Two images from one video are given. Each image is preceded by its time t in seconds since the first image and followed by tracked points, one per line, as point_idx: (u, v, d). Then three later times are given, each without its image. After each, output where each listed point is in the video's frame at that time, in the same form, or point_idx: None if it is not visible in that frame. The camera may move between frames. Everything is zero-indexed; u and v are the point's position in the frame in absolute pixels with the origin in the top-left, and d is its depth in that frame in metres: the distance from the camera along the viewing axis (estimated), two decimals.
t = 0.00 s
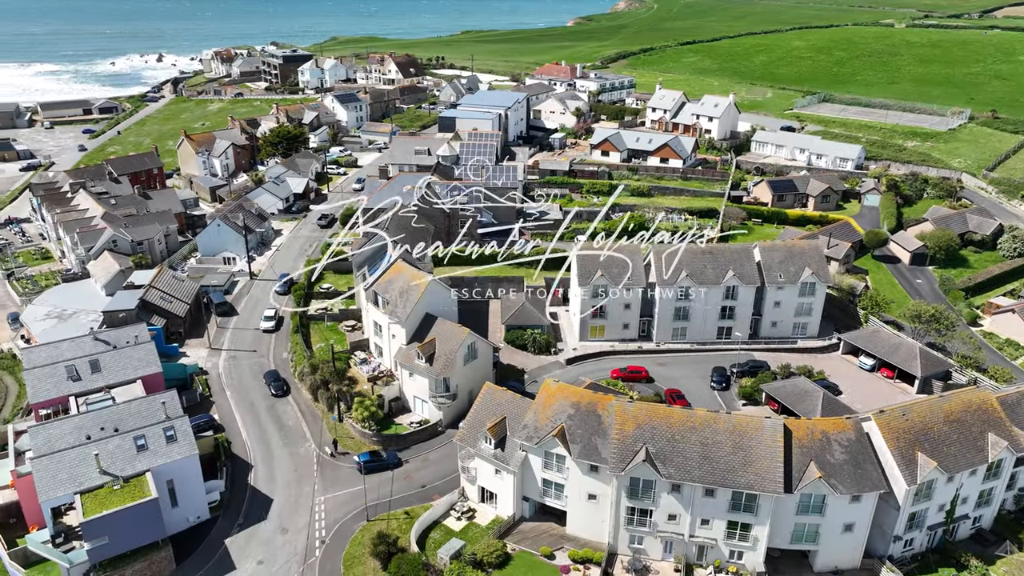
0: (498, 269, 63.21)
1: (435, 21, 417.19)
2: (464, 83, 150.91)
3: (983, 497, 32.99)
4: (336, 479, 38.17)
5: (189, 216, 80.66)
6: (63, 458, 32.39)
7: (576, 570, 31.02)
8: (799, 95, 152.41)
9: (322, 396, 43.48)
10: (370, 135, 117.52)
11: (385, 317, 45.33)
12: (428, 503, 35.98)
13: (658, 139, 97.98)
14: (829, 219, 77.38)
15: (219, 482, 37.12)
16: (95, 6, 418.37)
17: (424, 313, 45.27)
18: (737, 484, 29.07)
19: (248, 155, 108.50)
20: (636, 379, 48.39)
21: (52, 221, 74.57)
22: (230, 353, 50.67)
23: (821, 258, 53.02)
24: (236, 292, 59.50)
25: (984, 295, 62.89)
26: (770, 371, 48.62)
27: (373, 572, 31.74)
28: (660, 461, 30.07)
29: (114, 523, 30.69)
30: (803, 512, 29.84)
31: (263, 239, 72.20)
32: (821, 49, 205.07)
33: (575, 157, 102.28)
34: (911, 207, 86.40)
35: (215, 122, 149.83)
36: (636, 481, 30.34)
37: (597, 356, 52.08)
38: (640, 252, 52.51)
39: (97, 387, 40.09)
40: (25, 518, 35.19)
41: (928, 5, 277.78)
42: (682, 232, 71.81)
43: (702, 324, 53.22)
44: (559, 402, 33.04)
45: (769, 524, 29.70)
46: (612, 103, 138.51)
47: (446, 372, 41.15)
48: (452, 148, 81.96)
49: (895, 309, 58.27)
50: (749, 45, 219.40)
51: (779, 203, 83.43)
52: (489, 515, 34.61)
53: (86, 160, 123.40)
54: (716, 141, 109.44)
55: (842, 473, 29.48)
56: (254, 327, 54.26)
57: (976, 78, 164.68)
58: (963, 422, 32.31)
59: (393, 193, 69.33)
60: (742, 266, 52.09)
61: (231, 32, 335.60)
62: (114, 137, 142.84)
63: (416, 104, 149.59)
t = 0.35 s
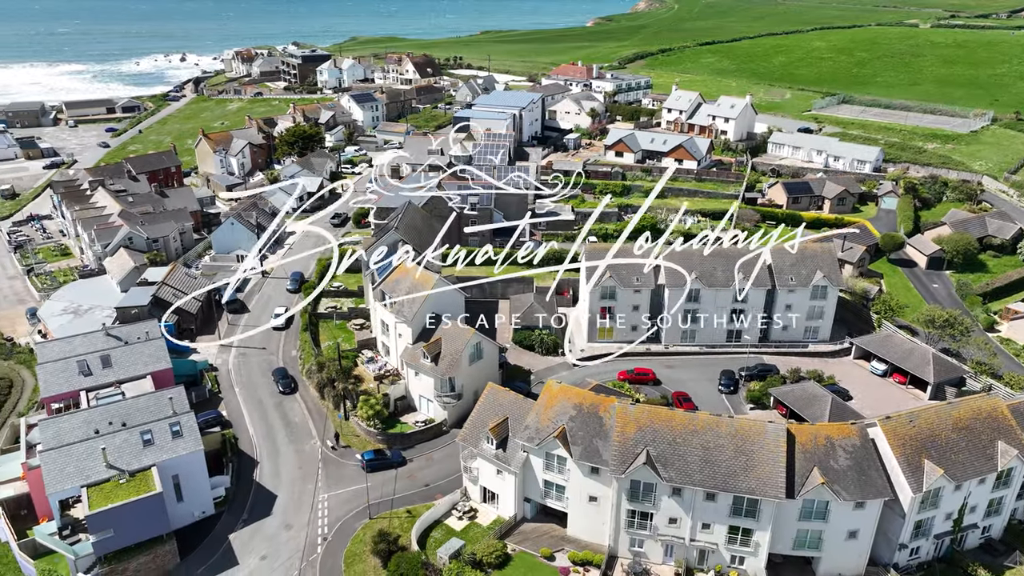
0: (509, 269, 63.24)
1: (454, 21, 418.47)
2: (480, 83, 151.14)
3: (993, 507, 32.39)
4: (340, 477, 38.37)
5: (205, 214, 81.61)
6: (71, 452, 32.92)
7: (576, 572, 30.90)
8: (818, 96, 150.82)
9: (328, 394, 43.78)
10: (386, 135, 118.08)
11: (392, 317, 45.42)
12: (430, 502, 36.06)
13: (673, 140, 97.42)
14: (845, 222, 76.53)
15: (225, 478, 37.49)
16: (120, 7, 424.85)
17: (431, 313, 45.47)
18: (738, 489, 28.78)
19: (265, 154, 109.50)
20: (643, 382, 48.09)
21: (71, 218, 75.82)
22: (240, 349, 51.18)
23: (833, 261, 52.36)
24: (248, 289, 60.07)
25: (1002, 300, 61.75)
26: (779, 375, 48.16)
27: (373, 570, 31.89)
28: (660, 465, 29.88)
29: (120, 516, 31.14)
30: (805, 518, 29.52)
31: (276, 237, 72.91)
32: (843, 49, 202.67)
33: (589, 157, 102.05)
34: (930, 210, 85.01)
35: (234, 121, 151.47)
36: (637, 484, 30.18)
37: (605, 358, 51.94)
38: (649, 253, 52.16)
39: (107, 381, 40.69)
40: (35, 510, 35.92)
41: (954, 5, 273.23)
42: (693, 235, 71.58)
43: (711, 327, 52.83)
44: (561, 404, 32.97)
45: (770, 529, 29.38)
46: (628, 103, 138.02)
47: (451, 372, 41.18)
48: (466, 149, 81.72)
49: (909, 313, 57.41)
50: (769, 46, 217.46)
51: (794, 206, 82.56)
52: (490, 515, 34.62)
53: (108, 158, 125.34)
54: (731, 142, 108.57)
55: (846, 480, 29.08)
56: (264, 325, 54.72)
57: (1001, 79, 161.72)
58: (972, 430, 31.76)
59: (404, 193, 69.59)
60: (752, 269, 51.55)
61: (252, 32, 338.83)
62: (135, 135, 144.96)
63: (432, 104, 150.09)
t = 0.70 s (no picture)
0: (513, 270, 63.08)
1: (473, 22, 419.50)
2: (496, 83, 151.29)
3: (1003, 516, 31.75)
4: (344, 474, 38.57)
5: (220, 212, 82.48)
6: (79, 446, 33.42)
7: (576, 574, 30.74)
8: (838, 97, 149.05)
9: (335, 392, 44.05)
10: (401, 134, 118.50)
11: (398, 316, 45.57)
12: (432, 502, 36.12)
13: (687, 141, 96.90)
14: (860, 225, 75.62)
15: (230, 474, 37.85)
16: (145, 7, 431.24)
17: (437, 312, 45.68)
18: (740, 494, 28.49)
19: (281, 154, 110.42)
20: (650, 384, 47.77)
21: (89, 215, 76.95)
22: (250, 347, 51.66)
23: (846, 265, 51.70)
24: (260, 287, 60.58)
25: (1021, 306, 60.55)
26: (789, 379, 47.62)
27: (374, 568, 32.01)
28: (662, 468, 29.69)
29: (125, 510, 31.51)
30: (808, 524, 29.18)
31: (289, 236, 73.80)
32: (864, 50, 200.17)
33: (603, 158, 101.70)
34: (949, 214, 83.62)
35: (252, 120, 152.97)
36: (638, 487, 30.00)
37: (612, 360, 51.74)
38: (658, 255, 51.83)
39: (118, 376, 41.22)
40: (45, 502, 36.54)
41: (980, 6, 268.59)
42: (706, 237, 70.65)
43: (720, 330, 52.41)
44: (564, 404, 32.89)
45: (772, 535, 29.04)
46: (644, 104, 137.39)
47: (456, 372, 41.24)
48: (478, 148, 81.55)
49: (924, 318, 56.51)
50: (789, 46, 215.42)
51: (810, 208, 81.65)
52: (492, 516, 34.59)
53: (128, 156, 127.14)
54: (747, 144, 107.63)
55: (849, 486, 28.70)
56: (274, 323, 55.18)
57: None
58: (981, 437, 31.20)
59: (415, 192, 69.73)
60: (763, 271, 51.03)
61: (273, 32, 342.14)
62: (155, 133, 146.94)
63: (448, 104, 150.48)
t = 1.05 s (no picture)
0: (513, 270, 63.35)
1: (492, 22, 420.12)
2: (513, 83, 151.34)
3: (1014, 527, 31.08)
4: (349, 473, 38.73)
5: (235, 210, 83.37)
6: (87, 440, 33.93)
7: None
8: (858, 99, 147.24)
9: (342, 390, 44.28)
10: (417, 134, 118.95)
11: (406, 315, 45.68)
12: (435, 501, 36.19)
13: (703, 143, 96.34)
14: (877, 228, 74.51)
15: (236, 470, 38.19)
16: (170, 7, 437.00)
17: (444, 311, 45.77)
18: (742, 499, 28.19)
19: (297, 153, 111.35)
20: (658, 387, 47.44)
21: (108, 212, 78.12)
22: (260, 344, 52.12)
23: (860, 269, 51.05)
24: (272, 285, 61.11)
25: None
26: (799, 384, 47.02)
27: (375, 567, 32.13)
28: (663, 471, 29.49)
29: (130, 504, 31.90)
30: (811, 531, 28.79)
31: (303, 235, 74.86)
32: (887, 51, 197.55)
33: (618, 159, 101.32)
34: (969, 218, 82.23)
35: (271, 119, 154.35)
36: (638, 491, 29.83)
37: (621, 362, 51.50)
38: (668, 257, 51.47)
39: (128, 372, 41.74)
40: (56, 494, 37.03)
41: (1008, 7, 263.88)
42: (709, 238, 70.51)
43: (731, 333, 51.96)
44: (566, 406, 32.76)
45: (775, 541, 28.70)
46: (661, 105, 136.70)
47: (462, 372, 41.30)
48: (492, 149, 81.41)
49: (939, 323, 55.59)
50: (809, 47, 213.28)
51: (826, 211, 80.74)
52: (494, 516, 34.58)
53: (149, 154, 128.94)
54: (764, 145, 106.67)
55: (853, 493, 28.29)
56: (285, 321, 55.59)
57: None
58: (991, 446, 30.60)
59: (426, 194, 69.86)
60: (775, 274, 50.47)
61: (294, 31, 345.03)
62: (176, 132, 148.89)
63: (465, 104, 150.83)
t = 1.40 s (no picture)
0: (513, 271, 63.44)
1: (511, 23, 420.38)
2: (529, 84, 151.28)
3: None
4: (353, 471, 38.89)
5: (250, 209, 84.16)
6: (94, 434, 34.39)
7: None
8: (878, 101, 145.52)
9: (348, 389, 44.48)
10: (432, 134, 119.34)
11: (412, 315, 45.80)
12: (437, 501, 36.24)
13: (718, 144, 95.56)
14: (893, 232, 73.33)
15: (241, 466, 38.51)
16: (192, 7, 442.20)
17: (450, 312, 45.89)
18: (743, 505, 27.91)
19: (313, 152, 112.09)
20: (665, 390, 47.10)
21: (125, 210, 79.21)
22: (269, 342, 52.50)
23: (872, 273, 50.35)
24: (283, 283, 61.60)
25: None
26: (809, 389, 46.44)
27: (375, 565, 32.25)
28: (664, 475, 29.29)
29: (135, 498, 32.27)
30: (813, 538, 28.45)
31: (315, 233, 75.44)
32: (909, 52, 194.89)
33: (632, 160, 100.88)
34: (989, 222, 80.84)
35: (289, 119, 155.59)
36: (639, 494, 29.66)
37: (629, 364, 51.20)
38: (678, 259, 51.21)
39: (137, 367, 42.22)
40: (65, 488, 37.58)
41: None
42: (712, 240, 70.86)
43: (740, 337, 51.47)
44: (568, 408, 32.63)
45: (776, 548, 28.36)
46: (677, 106, 135.92)
47: (467, 372, 41.33)
48: (504, 150, 80.73)
49: (954, 329, 54.76)
50: (830, 48, 210.80)
51: (842, 214, 79.79)
52: (495, 517, 34.54)
53: (169, 153, 130.56)
54: (780, 147, 105.68)
55: (857, 500, 27.92)
56: (295, 319, 55.94)
57: None
58: (1001, 455, 30.00)
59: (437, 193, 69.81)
60: (786, 278, 49.99)
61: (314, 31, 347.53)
62: (196, 131, 150.68)
63: (481, 104, 151.13)
